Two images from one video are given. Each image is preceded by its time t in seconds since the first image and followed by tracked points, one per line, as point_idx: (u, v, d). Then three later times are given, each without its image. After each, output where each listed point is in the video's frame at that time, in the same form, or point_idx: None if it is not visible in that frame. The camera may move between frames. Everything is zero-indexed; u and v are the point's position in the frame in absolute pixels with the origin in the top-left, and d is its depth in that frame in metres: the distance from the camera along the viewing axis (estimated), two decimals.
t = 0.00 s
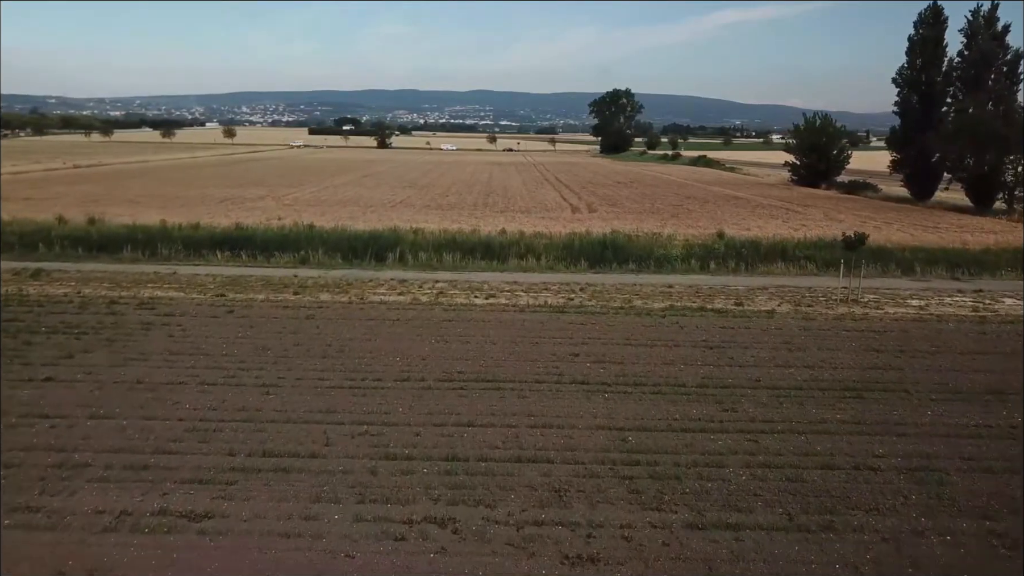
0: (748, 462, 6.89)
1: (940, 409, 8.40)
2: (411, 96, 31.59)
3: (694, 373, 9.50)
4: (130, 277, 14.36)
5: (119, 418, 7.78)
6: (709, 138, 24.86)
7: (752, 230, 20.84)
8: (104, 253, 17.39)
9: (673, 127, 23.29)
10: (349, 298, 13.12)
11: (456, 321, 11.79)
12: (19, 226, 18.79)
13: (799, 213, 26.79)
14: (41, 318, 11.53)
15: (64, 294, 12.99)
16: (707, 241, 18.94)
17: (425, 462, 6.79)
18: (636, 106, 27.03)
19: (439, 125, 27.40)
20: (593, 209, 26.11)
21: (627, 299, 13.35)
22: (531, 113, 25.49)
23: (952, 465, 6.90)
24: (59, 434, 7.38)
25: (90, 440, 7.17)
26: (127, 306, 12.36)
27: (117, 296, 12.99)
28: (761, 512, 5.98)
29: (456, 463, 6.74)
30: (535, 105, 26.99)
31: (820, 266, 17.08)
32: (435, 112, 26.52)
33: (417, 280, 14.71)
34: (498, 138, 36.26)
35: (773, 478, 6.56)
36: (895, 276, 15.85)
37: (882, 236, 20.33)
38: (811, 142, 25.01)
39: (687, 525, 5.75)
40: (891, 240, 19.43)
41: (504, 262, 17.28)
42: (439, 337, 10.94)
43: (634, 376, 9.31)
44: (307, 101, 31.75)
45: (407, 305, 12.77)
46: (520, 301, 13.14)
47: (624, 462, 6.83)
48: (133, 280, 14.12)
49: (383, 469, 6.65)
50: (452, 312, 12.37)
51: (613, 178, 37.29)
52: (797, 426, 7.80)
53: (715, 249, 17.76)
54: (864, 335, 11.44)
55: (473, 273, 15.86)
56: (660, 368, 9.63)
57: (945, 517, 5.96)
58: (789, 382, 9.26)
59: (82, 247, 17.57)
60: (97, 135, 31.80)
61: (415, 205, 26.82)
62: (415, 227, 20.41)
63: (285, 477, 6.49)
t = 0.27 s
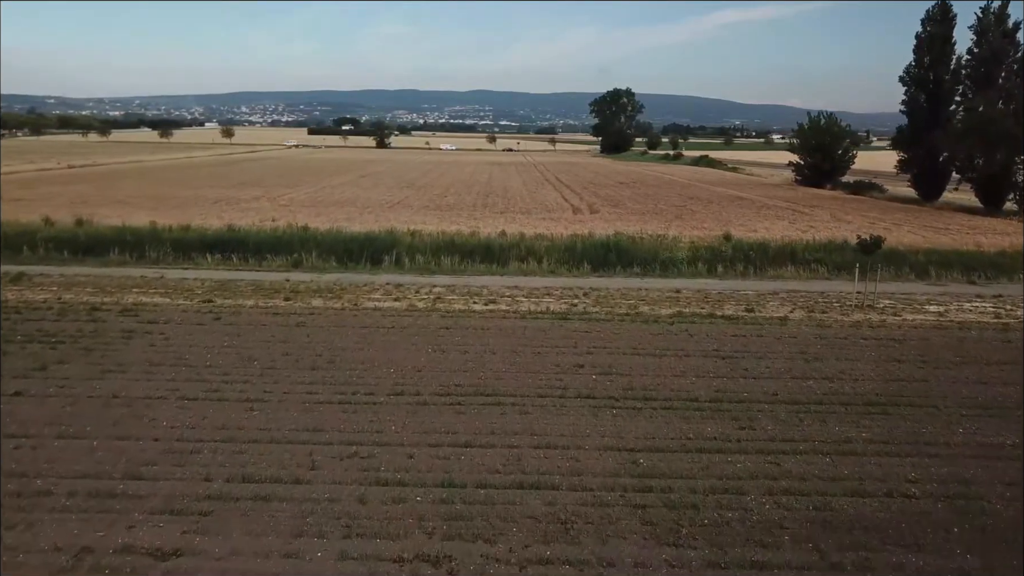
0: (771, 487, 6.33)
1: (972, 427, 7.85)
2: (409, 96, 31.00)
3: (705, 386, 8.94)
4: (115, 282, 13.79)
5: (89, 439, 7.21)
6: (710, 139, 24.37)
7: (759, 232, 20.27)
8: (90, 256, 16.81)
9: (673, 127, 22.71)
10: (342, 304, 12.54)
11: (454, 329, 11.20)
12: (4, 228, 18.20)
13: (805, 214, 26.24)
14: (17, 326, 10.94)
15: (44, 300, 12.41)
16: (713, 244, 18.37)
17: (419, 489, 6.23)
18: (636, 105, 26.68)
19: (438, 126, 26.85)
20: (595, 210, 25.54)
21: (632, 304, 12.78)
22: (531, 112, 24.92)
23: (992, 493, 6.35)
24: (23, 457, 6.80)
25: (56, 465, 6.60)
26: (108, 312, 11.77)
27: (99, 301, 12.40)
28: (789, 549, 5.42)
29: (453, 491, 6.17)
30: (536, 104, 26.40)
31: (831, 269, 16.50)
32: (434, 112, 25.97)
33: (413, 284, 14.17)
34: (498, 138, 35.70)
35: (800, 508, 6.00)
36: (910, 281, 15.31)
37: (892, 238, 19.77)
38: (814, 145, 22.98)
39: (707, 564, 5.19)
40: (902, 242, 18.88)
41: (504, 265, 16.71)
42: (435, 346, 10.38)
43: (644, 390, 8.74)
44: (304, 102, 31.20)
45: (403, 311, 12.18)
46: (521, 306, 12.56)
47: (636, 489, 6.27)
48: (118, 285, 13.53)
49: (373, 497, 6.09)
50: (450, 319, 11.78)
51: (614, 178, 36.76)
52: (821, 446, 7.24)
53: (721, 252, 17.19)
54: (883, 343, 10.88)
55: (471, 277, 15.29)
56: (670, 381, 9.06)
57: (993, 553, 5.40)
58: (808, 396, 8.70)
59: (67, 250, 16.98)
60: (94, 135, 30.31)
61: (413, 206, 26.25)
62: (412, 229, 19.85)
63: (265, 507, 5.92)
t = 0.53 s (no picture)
0: (803, 523, 5.68)
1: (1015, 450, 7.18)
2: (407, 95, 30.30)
3: (722, 403, 8.28)
4: (95, 288, 13.11)
5: (47, 466, 6.54)
6: (710, 139, 23.76)
7: (768, 234, 19.61)
8: (72, 260, 16.15)
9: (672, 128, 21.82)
10: (333, 312, 11.86)
11: (451, 339, 10.52)
12: None
13: (812, 216, 25.59)
14: None
15: (18, 307, 11.74)
16: (721, 247, 17.70)
17: (409, 527, 5.56)
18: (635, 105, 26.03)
19: (437, 125, 26.17)
20: (598, 212, 24.87)
21: (640, 311, 12.11)
22: (532, 112, 24.26)
23: None
24: None
25: (7, 497, 5.94)
26: (85, 321, 11.11)
27: (76, 309, 11.74)
28: None
29: (447, 529, 5.50)
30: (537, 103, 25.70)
31: (845, 273, 15.83)
32: (434, 112, 25.33)
33: (409, 290, 13.49)
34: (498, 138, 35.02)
35: (837, 550, 5.33)
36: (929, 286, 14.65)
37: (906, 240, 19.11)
38: (822, 143, 24.95)
39: None
40: (916, 245, 18.22)
41: (504, 269, 16.03)
42: (431, 358, 9.71)
43: (655, 408, 8.07)
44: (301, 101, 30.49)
45: (397, 319, 11.51)
46: (522, 314, 11.88)
47: (653, 526, 5.61)
48: (98, 291, 12.86)
49: (357, 537, 5.42)
50: (447, 328, 11.11)
51: (616, 179, 36.11)
52: (854, 474, 6.57)
53: (730, 255, 16.53)
54: (908, 355, 10.21)
55: (468, 282, 14.61)
56: (683, 398, 8.40)
57: None
58: (833, 414, 8.04)
59: (49, 254, 16.32)
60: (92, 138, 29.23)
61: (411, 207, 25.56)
62: (409, 231, 19.17)
63: (236, 550, 5.25)
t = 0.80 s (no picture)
0: (845, 570, 5.00)
1: None
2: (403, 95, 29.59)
3: (744, 425, 7.58)
4: (73, 294, 12.44)
5: None
6: (711, 139, 23.14)
7: (777, 237, 18.94)
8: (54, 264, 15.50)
9: (671, 128, 21.34)
10: (322, 320, 11.19)
11: (447, 351, 9.84)
12: None
13: (820, 217, 24.92)
14: None
15: None
16: (729, 250, 17.04)
17: None
18: (638, 106, 25.23)
19: (435, 125, 25.50)
20: (601, 213, 24.18)
21: (648, 320, 11.45)
22: (531, 112, 23.63)
23: None
24: None
25: None
26: (59, 331, 10.45)
27: (51, 317, 11.07)
28: None
29: None
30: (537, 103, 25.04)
31: (860, 278, 15.17)
32: (434, 112, 24.70)
33: (404, 296, 12.81)
34: (499, 138, 34.36)
35: None
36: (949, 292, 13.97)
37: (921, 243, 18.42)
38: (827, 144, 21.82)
39: None
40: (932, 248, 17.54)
41: (504, 274, 15.36)
42: (425, 372, 9.02)
43: (670, 431, 7.40)
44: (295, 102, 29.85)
45: (390, 329, 10.83)
46: (523, 322, 11.20)
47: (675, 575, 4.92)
48: (76, 298, 12.19)
49: None
50: (443, 338, 10.43)
51: (619, 180, 35.45)
52: (897, 509, 5.87)
53: (739, 259, 15.87)
54: (937, 368, 9.53)
55: (466, 287, 13.94)
56: (699, 418, 7.72)
57: None
58: (865, 436, 7.34)
59: (30, 258, 15.66)
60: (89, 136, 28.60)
61: (409, 208, 24.88)
62: (405, 233, 18.50)
63: None
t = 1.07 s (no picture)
0: None
1: None
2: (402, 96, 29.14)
3: (769, 452, 6.90)
4: (48, 302, 11.76)
5: None
6: (712, 140, 22.50)
7: (788, 239, 18.26)
8: (33, 269, 14.80)
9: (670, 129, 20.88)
10: (310, 331, 10.51)
11: (443, 365, 9.16)
12: None
13: (829, 218, 24.25)
14: None
15: None
16: (738, 253, 16.36)
17: None
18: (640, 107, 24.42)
19: (433, 124, 24.83)
20: (603, 214, 23.50)
21: (657, 330, 10.77)
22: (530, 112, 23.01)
23: None
24: None
25: None
26: (27, 343, 9.75)
27: (21, 327, 10.38)
28: None
29: None
30: (537, 102, 24.36)
31: (876, 283, 14.49)
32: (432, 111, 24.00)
33: (398, 305, 12.13)
34: (498, 137, 33.67)
35: None
36: (972, 299, 13.31)
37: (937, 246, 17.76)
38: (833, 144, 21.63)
39: None
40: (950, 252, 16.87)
41: (503, 279, 14.68)
42: (418, 390, 8.34)
43: (686, 458, 6.72)
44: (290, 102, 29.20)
45: (382, 340, 10.15)
46: (525, 333, 10.52)
47: None
48: (51, 306, 11.49)
49: None
50: (439, 351, 9.74)
51: (620, 180, 34.77)
52: (949, 556, 5.20)
53: (749, 264, 15.18)
54: (971, 384, 8.86)
55: (463, 294, 13.26)
56: (718, 444, 7.04)
57: None
58: (902, 466, 6.66)
59: (9, 263, 14.96)
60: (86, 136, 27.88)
61: (406, 209, 24.19)
62: (402, 236, 17.82)
63: None
